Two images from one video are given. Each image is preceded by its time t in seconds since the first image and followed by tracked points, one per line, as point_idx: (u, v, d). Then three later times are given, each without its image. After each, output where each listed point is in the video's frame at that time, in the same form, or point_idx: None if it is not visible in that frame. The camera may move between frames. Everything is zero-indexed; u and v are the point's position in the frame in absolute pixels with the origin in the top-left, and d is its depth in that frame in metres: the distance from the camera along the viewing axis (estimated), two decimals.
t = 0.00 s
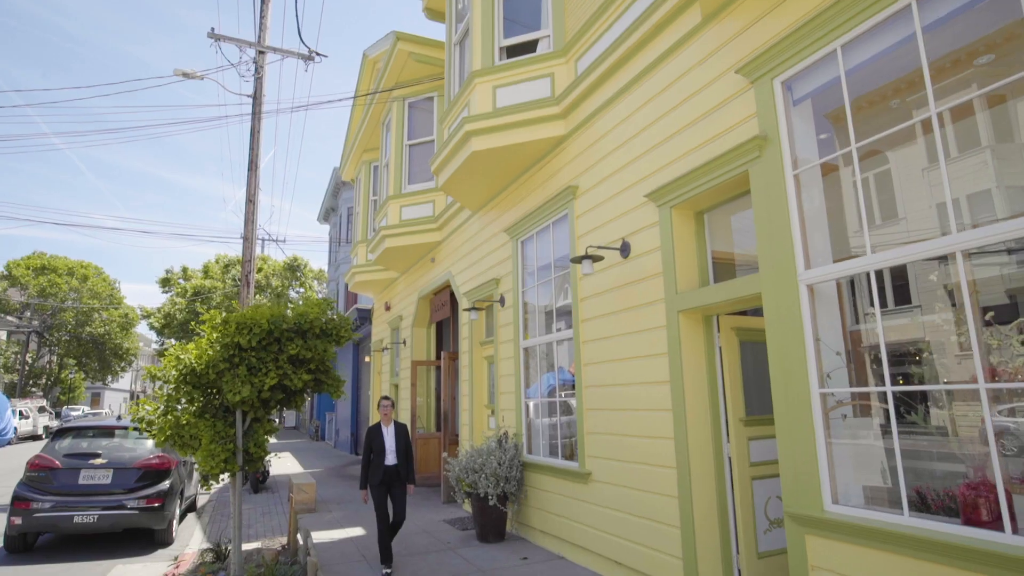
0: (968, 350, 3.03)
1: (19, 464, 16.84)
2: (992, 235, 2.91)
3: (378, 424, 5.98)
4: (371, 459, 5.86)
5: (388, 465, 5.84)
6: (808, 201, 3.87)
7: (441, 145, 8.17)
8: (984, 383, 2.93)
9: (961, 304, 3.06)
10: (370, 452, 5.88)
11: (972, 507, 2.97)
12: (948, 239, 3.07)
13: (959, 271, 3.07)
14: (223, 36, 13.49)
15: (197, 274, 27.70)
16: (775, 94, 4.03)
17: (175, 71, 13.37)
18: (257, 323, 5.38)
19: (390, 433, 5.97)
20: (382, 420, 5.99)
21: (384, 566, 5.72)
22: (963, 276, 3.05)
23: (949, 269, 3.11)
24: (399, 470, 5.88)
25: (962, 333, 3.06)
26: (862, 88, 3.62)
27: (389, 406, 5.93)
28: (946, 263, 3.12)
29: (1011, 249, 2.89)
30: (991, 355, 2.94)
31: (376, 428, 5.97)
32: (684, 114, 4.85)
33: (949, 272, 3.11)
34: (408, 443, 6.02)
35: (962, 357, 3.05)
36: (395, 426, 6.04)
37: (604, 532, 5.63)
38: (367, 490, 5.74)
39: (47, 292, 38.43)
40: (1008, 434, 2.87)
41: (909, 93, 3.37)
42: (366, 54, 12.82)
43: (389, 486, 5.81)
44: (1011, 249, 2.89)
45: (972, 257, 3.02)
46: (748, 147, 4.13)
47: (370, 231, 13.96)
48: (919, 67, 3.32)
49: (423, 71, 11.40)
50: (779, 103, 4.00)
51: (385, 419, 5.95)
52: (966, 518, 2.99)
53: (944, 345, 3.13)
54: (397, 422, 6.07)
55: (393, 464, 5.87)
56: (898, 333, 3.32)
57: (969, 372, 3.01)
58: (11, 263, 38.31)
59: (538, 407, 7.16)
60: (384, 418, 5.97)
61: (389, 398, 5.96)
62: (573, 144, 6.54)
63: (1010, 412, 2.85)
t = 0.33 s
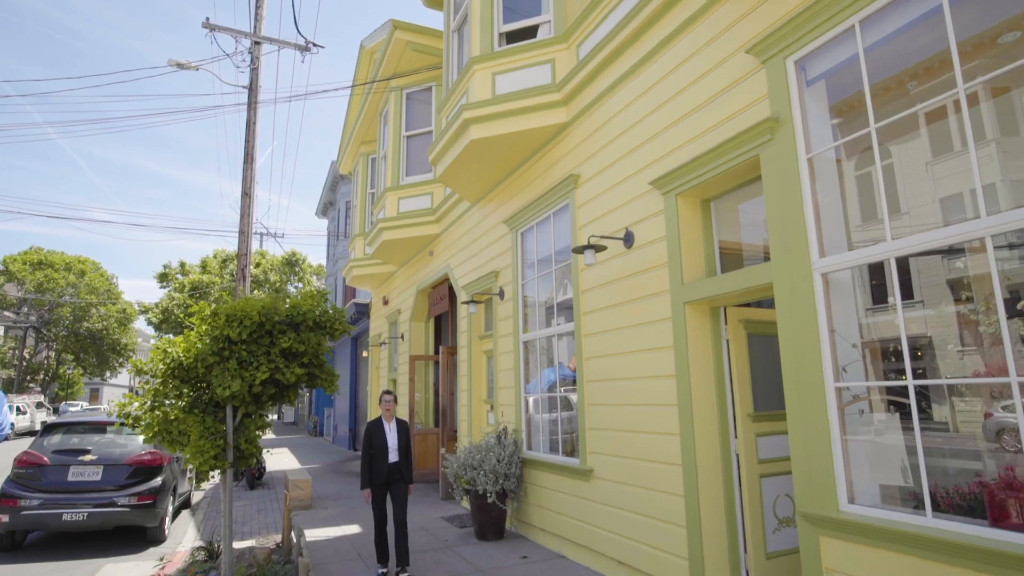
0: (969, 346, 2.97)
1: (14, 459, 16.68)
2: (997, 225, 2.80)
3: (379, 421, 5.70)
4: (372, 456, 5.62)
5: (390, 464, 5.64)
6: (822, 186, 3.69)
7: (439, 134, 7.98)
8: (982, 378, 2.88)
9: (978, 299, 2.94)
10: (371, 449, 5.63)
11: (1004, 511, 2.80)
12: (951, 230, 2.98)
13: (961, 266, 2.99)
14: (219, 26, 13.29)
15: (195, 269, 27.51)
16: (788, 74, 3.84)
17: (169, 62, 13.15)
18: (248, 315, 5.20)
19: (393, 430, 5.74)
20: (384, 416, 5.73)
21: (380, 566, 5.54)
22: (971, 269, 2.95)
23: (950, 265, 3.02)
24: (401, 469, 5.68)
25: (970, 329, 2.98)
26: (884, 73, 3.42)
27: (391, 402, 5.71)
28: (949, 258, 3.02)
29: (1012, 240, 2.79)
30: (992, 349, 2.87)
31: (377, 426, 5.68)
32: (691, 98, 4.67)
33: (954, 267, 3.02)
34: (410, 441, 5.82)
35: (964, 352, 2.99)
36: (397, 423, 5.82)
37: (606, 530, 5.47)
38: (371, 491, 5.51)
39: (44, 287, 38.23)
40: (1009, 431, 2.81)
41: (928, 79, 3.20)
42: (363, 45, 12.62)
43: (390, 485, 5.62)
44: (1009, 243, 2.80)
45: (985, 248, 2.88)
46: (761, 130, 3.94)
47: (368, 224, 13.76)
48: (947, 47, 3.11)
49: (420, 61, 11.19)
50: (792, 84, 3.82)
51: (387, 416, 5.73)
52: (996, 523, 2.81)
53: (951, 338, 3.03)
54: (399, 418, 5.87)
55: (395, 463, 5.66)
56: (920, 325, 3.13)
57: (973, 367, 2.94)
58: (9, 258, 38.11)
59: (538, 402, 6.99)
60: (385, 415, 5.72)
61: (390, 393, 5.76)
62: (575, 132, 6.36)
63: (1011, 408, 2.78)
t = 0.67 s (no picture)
0: (972, 340, 2.89)
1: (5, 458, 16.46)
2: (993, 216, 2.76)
3: (384, 418, 5.47)
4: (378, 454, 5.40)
5: (395, 465, 5.40)
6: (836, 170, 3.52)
7: (437, 123, 7.80)
8: (984, 371, 2.81)
9: (992, 290, 2.87)
10: (377, 448, 5.42)
11: None
12: (951, 220, 2.91)
13: (963, 260, 2.92)
14: (212, 15, 13.05)
15: (191, 264, 27.26)
16: (800, 53, 3.66)
17: (162, 52, 12.92)
18: (237, 306, 5.02)
19: (399, 428, 5.51)
20: (390, 412, 5.51)
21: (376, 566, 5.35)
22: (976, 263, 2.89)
23: (953, 259, 2.95)
24: (407, 469, 5.44)
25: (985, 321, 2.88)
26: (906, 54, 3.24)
27: (398, 399, 5.49)
28: (950, 252, 2.95)
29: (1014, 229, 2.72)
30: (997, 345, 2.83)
31: (382, 424, 5.46)
32: (698, 80, 4.49)
33: (957, 260, 2.94)
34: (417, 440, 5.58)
35: (966, 348, 2.89)
36: (404, 420, 5.58)
37: (608, 529, 5.31)
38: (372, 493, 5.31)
39: (40, 282, 37.90)
40: (1015, 426, 2.75)
41: (952, 61, 3.03)
42: (359, 34, 12.41)
43: (396, 486, 5.37)
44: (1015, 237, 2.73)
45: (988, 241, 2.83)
46: (771, 112, 3.76)
47: (365, 216, 13.55)
48: (978, 25, 2.93)
49: (418, 50, 10.99)
50: (805, 64, 3.64)
51: (393, 412, 5.50)
52: None
53: (953, 332, 2.94)
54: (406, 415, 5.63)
55: (400, 463, 5.43)
56: (944, 315, 2.97)
57: (976, 362, 2.86)
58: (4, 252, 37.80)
59: (538, 397, 6.83)
60: (391, 410, 5.52)
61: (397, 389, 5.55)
62: (576, 119, 6.18)
63: (1017, 403, 2.72)
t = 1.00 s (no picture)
0: (973, 337, 2.80)
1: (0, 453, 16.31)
2: (991, 207, 2.71)
3: (388, 413, 5.25)
4: (380, 452, 5.15)
5: (399, 463, 5.14)
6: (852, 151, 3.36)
7: (435, 112, 7.62)
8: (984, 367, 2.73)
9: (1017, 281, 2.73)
10: (378, 445, 5.16)
11: None
12: (952, 210, 2.83)
13: (963, 257, 2.84)
14: (207, 5, 12.83)
15: (189, 259, 27.05)
16: (815, 31, 3.47)
17: (156, 42, 12.70)
18: (227, 298, 4.85)
19: (403, 424, 5.25)
20: (395, 407, 5.26)
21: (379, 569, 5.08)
22: (981, 259, 2.81)
23: (953, 256, 2.86)
24: (411, 468, 5.18)
25: (1014, 315, 2.73)
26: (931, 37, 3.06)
27: (404, 393, 5.26)
28: (951, 248, 2.86)
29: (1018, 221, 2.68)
30: (995, 340, 2.75)
31: (385, 420, 5.22)
32: (706, 63, 4.32)
33: (955, 257, 2.86)
34: (422, 437, 5.29)
35: (966, 345, 2.81)
36: (409, 415, 5.29)
37: (610, 528, 5.16)
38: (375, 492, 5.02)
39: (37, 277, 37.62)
40: (1016, 422, 2.65)
41: (980, 44, 2.87)
42: (356, 24, 12.22)
43: (400, 486, 5.11)
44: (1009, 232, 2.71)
45: (988, 236, 2.77)
46: (784, 93, 3.59)
47: (363, 210, 13.36)
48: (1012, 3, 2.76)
49: (416, 39, 10.80)
50: (820, 42, 3.45)
51: (397, 407, 5.24)
52: None
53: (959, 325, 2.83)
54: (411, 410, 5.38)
55: (404, 460, 5.17)
56: (977, 306, 2.81)
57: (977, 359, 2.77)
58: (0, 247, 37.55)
59: (538, 393, 6.66)
60: (395, 406, 5.26)
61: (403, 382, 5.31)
62: (578, 106, 6.00)
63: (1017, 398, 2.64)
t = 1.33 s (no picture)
0: (972, 332, 2.75)
1: None
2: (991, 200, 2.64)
3: (389, 413, 5.05)
4: (381, 454, 4.94)
5: (400, 466, 4.89)
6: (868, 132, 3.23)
7: (433, 103, 7.46)
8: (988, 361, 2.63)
9: None
10: (380, 447, 4.97)
11: None
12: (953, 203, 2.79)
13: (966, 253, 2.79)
14: None
15: (186, 255, 26.84)
16: (831, 11, 3.31)
17: (151, 34, 12.51)
18: (218, 291, 4.70)
19: (404, 423, 5.02)
20: (395, 406, 5.06)
21: None
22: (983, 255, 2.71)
23: (954, 252, 2.82)
24: (412, 471, 4.93)
25: None
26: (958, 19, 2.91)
27: (406, 391, 5.05)
28: (954, 245, 2.82)
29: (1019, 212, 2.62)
30: (1000, 334, 2.64)
31: (386, 421, 5.02)
32: (715, 48, 4.17)
33: (956, 254, 2.81)
34: (424, 437, 5.06)
35: (967, 341, 2.77)
36: (411, 414, 5.08)
37: (613, 528, 5.03)
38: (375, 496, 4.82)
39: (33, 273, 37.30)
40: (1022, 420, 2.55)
41: (1011, 24, 2.71)
42: (354, 15, 12.03)
43: (400, 489, 4.87)
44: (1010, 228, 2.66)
45: (990, 233, 2.70)
46: (798, 76, 3.43)
47: (360, 204, 13.20)
48: None
49: (414, 30, 10.62)
50: (837, 23, 3.29)
51: (398, 405, 5.03)
52: None
53: (984, 318, 2.69)
54: (414, 409, 5.17)
55: (406, 463, 4.93)
56: (1011, 298, 2.65)
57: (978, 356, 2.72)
58: None
59: (538, 389, 6.52)
60: (397, 405, 5.04)
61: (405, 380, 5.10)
62: (580, 95, 5.85)
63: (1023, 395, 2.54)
